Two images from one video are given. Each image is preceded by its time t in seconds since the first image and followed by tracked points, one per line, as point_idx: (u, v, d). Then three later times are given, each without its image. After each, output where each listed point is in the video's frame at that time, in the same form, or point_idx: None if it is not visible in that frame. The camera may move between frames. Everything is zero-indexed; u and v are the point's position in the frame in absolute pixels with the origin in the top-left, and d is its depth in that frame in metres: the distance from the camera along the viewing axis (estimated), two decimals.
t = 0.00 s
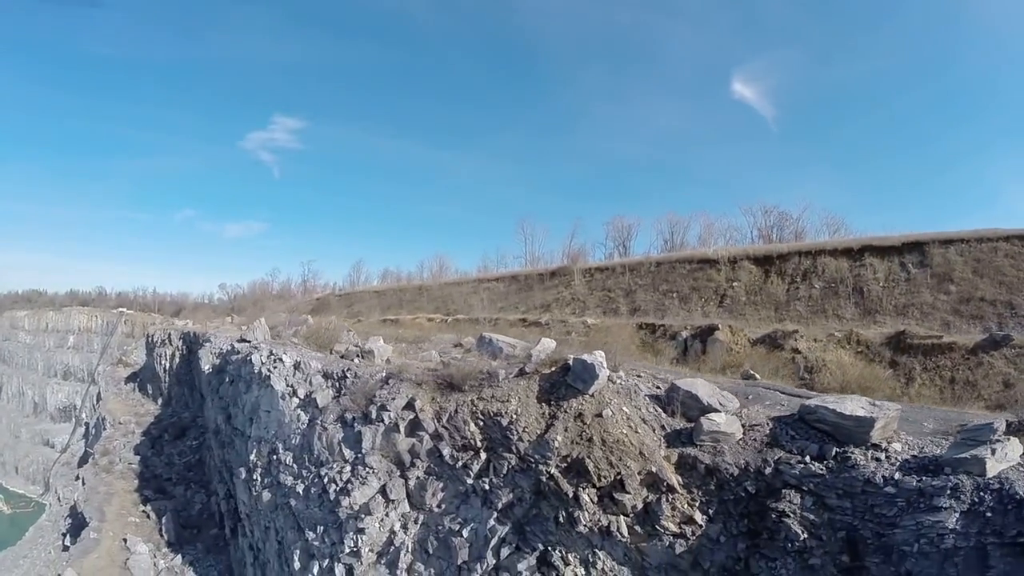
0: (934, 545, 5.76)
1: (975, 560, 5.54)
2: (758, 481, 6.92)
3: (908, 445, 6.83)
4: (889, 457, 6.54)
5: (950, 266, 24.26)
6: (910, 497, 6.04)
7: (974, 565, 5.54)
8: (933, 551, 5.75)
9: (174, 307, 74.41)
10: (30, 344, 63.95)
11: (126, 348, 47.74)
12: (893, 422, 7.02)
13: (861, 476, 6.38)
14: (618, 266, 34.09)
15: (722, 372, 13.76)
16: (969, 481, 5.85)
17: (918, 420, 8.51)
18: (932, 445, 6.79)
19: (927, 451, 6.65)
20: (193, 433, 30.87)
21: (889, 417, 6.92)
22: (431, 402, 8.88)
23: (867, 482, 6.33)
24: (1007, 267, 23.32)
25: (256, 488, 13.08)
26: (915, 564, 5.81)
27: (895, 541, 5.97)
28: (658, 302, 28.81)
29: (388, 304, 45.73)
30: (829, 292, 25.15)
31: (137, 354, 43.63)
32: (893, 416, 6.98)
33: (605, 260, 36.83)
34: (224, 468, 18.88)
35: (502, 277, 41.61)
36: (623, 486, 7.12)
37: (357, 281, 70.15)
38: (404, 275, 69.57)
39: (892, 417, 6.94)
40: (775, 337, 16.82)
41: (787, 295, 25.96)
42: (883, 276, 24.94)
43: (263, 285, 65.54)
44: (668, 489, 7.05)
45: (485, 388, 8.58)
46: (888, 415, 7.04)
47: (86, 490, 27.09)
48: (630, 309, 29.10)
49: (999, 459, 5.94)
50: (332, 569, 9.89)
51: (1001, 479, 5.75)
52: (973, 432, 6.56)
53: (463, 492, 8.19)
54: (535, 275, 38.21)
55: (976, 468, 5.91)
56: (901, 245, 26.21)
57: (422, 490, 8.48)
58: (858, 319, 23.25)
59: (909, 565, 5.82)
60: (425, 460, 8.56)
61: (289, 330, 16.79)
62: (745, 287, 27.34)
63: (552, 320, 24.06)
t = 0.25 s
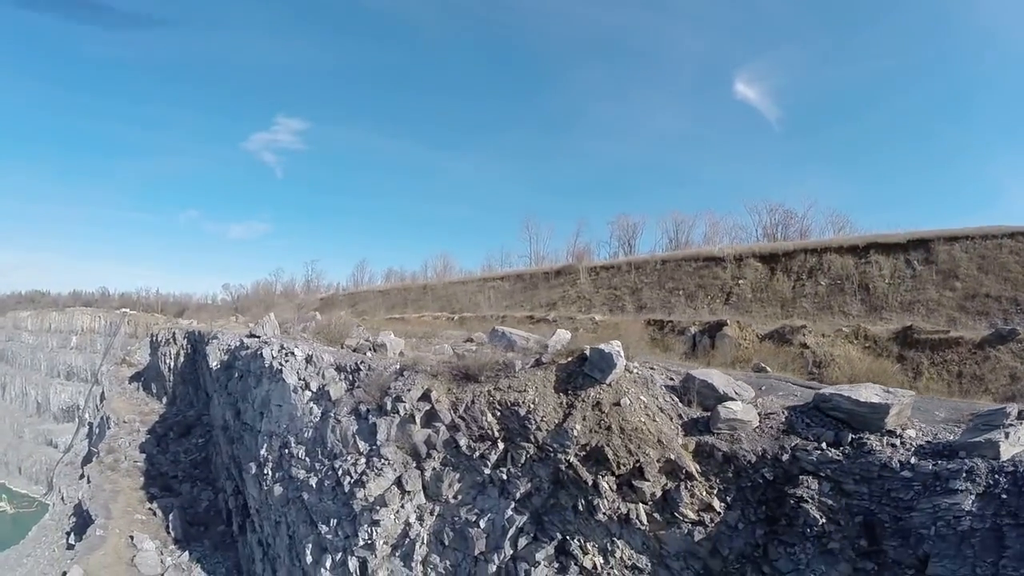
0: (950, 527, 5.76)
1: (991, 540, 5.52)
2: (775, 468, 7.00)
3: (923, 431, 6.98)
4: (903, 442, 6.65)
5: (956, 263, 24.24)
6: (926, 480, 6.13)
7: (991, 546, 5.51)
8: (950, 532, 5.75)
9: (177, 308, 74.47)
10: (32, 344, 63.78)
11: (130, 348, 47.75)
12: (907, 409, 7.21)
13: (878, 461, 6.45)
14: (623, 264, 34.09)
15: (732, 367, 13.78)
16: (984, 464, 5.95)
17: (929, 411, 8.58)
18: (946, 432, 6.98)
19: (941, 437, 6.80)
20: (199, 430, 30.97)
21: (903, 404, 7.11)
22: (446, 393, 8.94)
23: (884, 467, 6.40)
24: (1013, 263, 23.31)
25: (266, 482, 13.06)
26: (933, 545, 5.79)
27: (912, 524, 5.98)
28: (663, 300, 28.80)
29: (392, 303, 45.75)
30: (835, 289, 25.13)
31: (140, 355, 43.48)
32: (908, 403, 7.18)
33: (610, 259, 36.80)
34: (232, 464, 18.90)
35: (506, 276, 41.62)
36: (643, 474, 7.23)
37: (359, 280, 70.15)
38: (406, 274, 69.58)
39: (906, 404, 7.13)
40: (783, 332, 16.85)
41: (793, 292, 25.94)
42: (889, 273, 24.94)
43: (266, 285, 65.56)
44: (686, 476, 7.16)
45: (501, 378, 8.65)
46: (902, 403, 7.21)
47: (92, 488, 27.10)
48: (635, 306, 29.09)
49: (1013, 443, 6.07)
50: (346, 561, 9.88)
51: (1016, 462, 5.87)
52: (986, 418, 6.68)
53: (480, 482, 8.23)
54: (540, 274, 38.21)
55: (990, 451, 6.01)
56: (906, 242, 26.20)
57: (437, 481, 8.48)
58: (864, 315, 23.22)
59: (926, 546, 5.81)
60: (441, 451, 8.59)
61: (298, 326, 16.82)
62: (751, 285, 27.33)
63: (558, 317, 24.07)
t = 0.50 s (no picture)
0: (960, 509, 5.85)
1: (1000, 520, 5.60)
2: (786, 454, 7.15)
3: (929, 418, 7.15)
4: (911, 427, 6.81)
5: (954, 260, 24.39)
6: (934, 464, 6.24)
7: (1000, 526, 5.59)
8: (959, 514, 5.84)
9: (174, 308, 74.20)
10: (27, 344, 63.32)
11: (127, 347, 47.59)
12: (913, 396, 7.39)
13: (886, 446, 6.60)
14: (623, 262, 34.18)
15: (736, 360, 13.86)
16: (990, 446, 6.10)
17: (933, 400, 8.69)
18: (952, 418, 7.16)
19: (947, 422, 6.96)
20: (199, 429, 31.01)
21: (910, 391, 7.29)
22: (457, 384, 8.99)
23: (892, 451, 6.54)
24: (1010, 260, 23.47)
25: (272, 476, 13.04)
26: (943, 527, 5.89)
27: (922, 506, 6.08)
28: (664, 297, 28.87)
29: (391, 302, 45.74)
30: (835, 286, 25.25)
31: (137, 354, 43.28)
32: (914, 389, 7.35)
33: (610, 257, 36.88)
34: (235, 461, 18.86)
35: (505, 275, 41.64)
36: (656, 461, 7.34)
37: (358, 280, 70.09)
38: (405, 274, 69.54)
39: (913, 390, 7.31)
40: (785, 327, 16.95)
41: (793, 289, 26.05)
42: (888, 270, 25.08)
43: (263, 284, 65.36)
44: (699, 463, 7.28)
45: (512, 368, 8.70)
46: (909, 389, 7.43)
47: (91, 486, 27.00)
48: (636, 304, 29.16)
49: (1018, 426, 6.23)
50: (354, 555, 9.91)
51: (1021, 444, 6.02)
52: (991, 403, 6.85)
53: (492, 472, 8.30)
54: (539, 272, 38.24)
55: (995, 434, 6.16)
56: (905, 239, 26.35)
57: (449, 472, 8.56)
58: (864, 311, 23.33)
59: (937, 528, 5.91)
60: (452, 442, 8.66)
61: (302, 321, 16.83)
62: (751, 282, 27.44)
63: (560, 314, 24.12)
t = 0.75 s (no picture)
0: (969, 491, 6.06)
1: (1009, 501, 5.79)
2: (797, 441, 7.33)
3: (936, 405, 7.41)
4: (919, 414, 7.07)
5: (955, 258, 24.53)
6: (943, 448, 6.46)
7: (1008, 507, 5.78)
8: (968, 496, 6.04)
9: (173, 308, 74.08)
10: (25, 345, 63.05)
11: (128, 347, 47.57)
12: (921, 384, 7.65)
13: (896, 432, 6.84)
14: (625, 261, 34.27)
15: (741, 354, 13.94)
16: (999, 430, 6.33)
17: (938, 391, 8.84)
18: (958, 405, 7.44)
19: (954, 410, 7.22)
20: (201, 428, 31.22)
21: (917, 379, 7.56)
22: (470, 375, 9.08)
23: (903, 436, 6.78)
24: (1010, 257, 23.61)
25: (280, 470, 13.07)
26: (953, 509, 6.08)
27: (932, 489, 6.29)
28: (667, 295, 28.96)
29: (392, 301, 45.73)
30: (836, 284, 25.37)
31: (138, 353, 43.20)
32: (922, 377, 7.62)
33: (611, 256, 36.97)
34: (240, 457, 18.90)
35: (506, 274, 41.71)
36: (670, 449, 7.47)
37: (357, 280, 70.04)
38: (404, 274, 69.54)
39: (920, 378, 7.57)
40: (789, 323, 17.06)
41: (795, 287, 26.15)
42: (889, 268, 25.21)
43: (263, 284, 65.28)
44: (712, 451, 7.42)
45: (525, 360, 8.81)
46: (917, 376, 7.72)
47: (93, 484, 27.02)
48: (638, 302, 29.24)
49: None
50: (365, 548, 9.98)
51: None
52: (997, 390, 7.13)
53: (506, 463, 8.38)
54: (541, 271, 38.30)
55: (1003, 419, 6.41)
56: (906, 238, 26.49)
57: (462, 463, 8.64)
58: (866, 308, 23.43)
59: (947, 510, 6.10)
60: (466, 433, 8.75)
61: (308, 318, 16.90)
62: (753, 280, 27.55)
63: (563, 312, 24.23)
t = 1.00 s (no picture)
0: (972, 473, 6.35)
1: (1011, 483, 6.09)
2: (803, 428, 7.62)
3: (937, 394, 7.78)
4: (922, 401, 7.36)
5: (950, 255, 24.80)
6: (946, 433, 6.75)
7: (1011, 488, 6.08)
8: (971, 478, 6.33)
9: (169, 308, 73.76)
10: (19, 345, 62.54)
11: (124, 347, 47.32)
12: (922, 373, 8.00)
13: (900, 417, 7.13)
14: (623, 259, 34.41)
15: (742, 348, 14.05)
16: (999, 413, 6.68)
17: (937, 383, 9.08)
18: (960, 393, 7.86)
19: (954, 398, 7.57)
20: (199, 426, 31.14)
21: (920, 368, 7.88)
22: (479, 366, 9.27)
23: (906, 422, 7.06)
24: (1005, 255, 23.91)
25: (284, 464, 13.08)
26: (957, 491, 6.37)
27: (936, 473, 6.58)
28: (665, 293, 29.05)
29: (389, 300, 45.69)
30: (833, 282, 25.59)
31: (133, 353, 42.95)
32: (923, 366, 7.98)
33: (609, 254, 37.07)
34: (242, 454, 18.91)
35: (504, 273, 41.78)
36: (680, 437, 7.76)
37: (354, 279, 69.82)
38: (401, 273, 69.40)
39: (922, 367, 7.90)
40: (789, 318, 17.24)
41: (792, 285, 26.34)
42: (886, 265, 25.47)
43: (259, 284, 65.04)
44: (721, 439, 7.72)
45: (535, 351, 9.02)
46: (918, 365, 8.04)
47: (91, 482, 26.93)
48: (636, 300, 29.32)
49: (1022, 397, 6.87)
50: (373, 541, 10.04)
51: None
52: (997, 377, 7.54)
53: (516, 453, 8.56)
54: (539, 270, 38.38)
55: (1003, 404, 6.77)
56: (902, 236, 26.78)
57: (472, 454, 8.81)
58: (863, 304, 23.64)
59: (951, 492, 6.38)
60: (475, 424, 8.88)
61: (310, 314, 16.95)
62: (751, 278, 27.73)
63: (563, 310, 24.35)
